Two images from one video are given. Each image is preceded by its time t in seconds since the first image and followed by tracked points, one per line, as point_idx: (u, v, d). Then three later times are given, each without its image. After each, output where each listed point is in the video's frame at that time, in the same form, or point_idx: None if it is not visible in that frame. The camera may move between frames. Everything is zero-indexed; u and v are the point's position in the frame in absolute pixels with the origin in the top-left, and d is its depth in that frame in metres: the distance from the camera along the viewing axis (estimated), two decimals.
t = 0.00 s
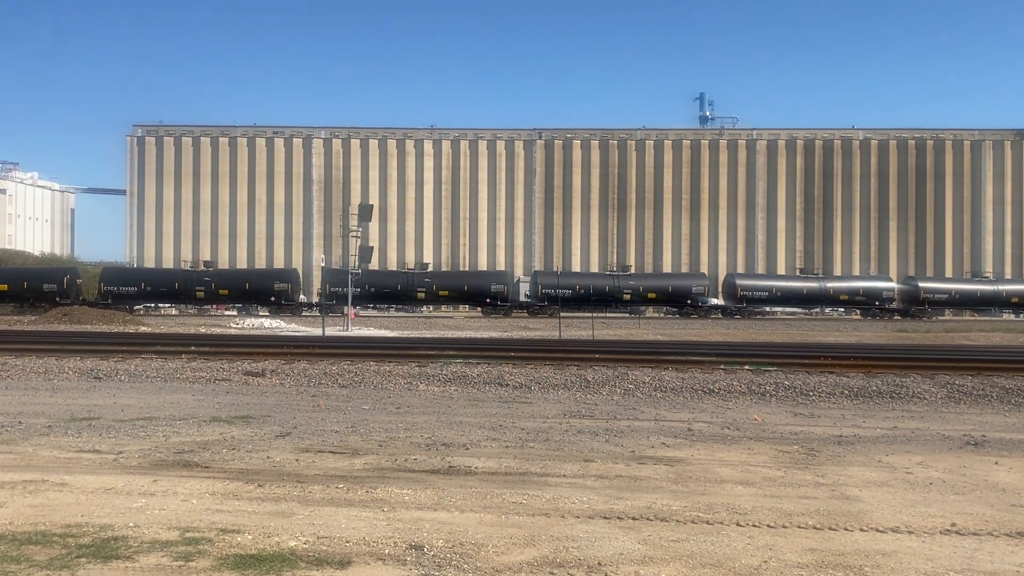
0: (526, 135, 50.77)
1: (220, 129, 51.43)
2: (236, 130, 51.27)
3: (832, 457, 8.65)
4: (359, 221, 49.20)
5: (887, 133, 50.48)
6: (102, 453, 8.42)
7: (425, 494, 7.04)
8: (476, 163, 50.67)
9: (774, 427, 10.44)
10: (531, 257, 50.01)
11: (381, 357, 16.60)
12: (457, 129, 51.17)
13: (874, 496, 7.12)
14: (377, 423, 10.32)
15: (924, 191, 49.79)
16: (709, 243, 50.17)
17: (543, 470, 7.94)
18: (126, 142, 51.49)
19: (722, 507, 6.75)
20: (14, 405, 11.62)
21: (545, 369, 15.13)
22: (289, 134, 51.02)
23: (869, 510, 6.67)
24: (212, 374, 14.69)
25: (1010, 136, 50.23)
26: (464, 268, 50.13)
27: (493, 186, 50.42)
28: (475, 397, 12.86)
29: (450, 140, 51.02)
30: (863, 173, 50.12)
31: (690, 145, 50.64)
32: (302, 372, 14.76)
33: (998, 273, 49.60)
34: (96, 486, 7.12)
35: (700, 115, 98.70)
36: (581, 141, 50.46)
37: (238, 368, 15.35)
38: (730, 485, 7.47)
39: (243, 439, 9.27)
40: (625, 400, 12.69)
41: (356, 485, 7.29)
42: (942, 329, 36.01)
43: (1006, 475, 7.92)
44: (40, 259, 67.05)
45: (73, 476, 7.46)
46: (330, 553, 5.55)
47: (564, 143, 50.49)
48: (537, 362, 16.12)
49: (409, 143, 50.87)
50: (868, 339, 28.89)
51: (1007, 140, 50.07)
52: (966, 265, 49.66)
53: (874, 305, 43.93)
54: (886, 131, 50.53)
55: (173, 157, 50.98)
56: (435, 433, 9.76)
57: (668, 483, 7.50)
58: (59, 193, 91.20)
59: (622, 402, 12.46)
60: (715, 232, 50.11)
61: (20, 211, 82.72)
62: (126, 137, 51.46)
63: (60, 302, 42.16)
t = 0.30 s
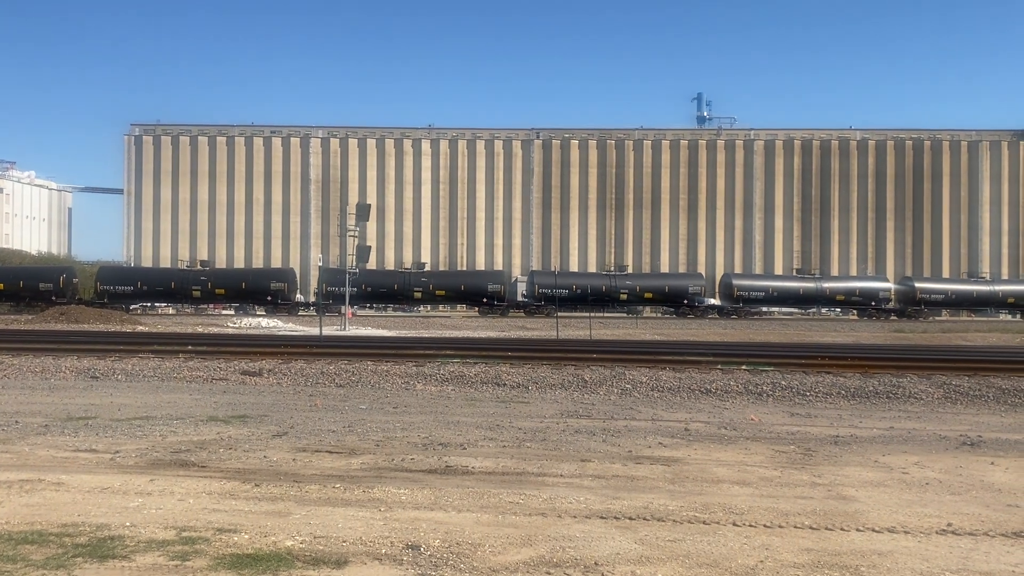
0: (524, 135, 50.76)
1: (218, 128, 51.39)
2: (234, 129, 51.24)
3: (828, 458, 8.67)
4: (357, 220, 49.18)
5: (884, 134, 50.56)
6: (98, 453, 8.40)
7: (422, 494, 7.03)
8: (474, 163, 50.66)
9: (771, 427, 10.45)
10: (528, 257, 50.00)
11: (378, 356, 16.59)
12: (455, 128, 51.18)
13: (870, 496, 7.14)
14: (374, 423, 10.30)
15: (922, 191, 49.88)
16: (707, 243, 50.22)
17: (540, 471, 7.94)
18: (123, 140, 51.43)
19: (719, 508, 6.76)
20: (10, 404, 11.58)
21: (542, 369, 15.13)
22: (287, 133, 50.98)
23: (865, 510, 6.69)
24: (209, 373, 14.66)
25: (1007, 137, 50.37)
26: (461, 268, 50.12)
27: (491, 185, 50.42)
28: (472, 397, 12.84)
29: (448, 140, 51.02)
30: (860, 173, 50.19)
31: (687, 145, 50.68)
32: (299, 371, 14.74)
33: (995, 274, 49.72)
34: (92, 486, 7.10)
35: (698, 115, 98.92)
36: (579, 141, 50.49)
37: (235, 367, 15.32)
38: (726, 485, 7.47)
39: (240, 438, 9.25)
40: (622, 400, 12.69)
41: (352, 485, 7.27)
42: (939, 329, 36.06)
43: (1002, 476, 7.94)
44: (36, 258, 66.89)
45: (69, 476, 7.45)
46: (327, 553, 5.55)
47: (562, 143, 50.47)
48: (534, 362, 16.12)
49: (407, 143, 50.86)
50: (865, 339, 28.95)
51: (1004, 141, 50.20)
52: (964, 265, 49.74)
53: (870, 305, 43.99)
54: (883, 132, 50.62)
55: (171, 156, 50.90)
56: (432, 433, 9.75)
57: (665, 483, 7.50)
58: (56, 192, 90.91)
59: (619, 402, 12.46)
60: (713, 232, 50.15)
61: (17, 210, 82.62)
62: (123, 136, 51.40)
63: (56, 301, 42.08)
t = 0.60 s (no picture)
0: (521, 135, 50.79)
1: (215, 128, 51.35)
2: (231, 128, 51.22)
3: (825, 458, 8.68)
4: (354, 220, 49.16)
5: (880, 134, 50.68)
6: (94, 452, 8.38)
7: (418, 494, 7.03)
8: (471, 163, 50.65)
9: (768, 428, 10.47)
10: (525, 257, 50.02)
11: (375, 357, 16.59)
12: (452, 128, 51.18)
13: (866, 497, 7.15)
14: (370, 423, 10.31)
15: (918, 192, 49.99)
16: (704, 243, 50.28)
17: (537, 470, 7.94)
18: (120, 140, 51.37)
19: (716, 507, 6.77)
20: (6, 403, 11.57)
21: (539, 369, 15.15)
22: (284, 132, 50.95)
23: (861, 511, 6.70)
24: (205, 373, 14.65)
25: (1003, 138, 50.50)
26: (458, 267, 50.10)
27: (488, 185, 50.42)
28: (469, 397, 12.85)
29: (445, 140, 51.03)
30: (857, 174, 50.27)
31: (684, 145, 50.73)
32: (296, 371, 14.72)
33: (991, 274, 49.83)
34: (89, 486, 7.08)
35: (696, 116, 99.07)
36: (576, 141, 50.52)
37: (232, 367, 15.30)
38: (723, 485, 7.48)
39: (236, 438, 9.23)
40: (619, 400, 12.70)
41: (349, 485, 7.27)
42: (935, 330, 36.11)
43: (998, 476, 7.96)
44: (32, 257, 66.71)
45: (65, 476, 7.43)
46: (323, 553, 5.54)
47: (559, 143, 50.47)
48: (531, 362, 16.14)
49: (404, 143, 50.86)
50: (862, 339, 29.00)
51: (1001, 142, 50.35)
52: (960, 265, 49.84)
53: (866, 306, 44.10)
54: (880, 133, 50.73)
55: (168, 155, 50.81)
56: (429, 433, 9.75)
57: (662, 483, 7.51)
58: (53, 192, 90.61)
59: (616, 402, 12.46)
60: (709, 232, 50.21)
61: (14, 209, 82.42)
62: (120, 136, 51.35)
63: (51, 301, 41.99)
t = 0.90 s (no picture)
0: (518, 136, 50.84)
1: (212, 128, 51.28)
2: (227, 128, 51.15)
3: (822, 459, 8.69)
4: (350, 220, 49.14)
5: (877, 136, 50.81)
6: (90, 452, 8.36)
7: (415, 494, 7.02)
8: (468, 164, 50.66)
9: (764, 428, 10.49)
10: (522, 258, 50.02)
11: (372, 357, 16.57)
12: (449, 129, 51.20)
13: (863, 497, 7.16)
14: (367, 423, 10.30)
15: (914, 193, 50.13)
16: (700, 244, 50.33)
17: (534, 471, 7.95)
18: (117, 140, 51.31)
19: (713, 508, 6.77)
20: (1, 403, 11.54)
21: (537, 370, 15.15)
22: (280, 133, 50.91)
23: (858, 512, 6.71)
24: (202, 373, 14.62)
25: (999, 140, 50.68)
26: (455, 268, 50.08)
27: (485, 186, 50.42)
28: (466, 397, 12.84)
29: (442, 141, 51.02)
30: (853, 175, 50.38)
31: (681, 146, 50.80)
32: (293, 372, 14.69)
33: (987, 275, 49.95)
34: (85, 485, 7.07)
35: (692, 117, 99.22)
36: (573, 142, 50.58)
37: (228, 367, 15.26)
38: (720, 486, 7.49)
39: (234, 438, 9.22)
40: (616, 401, 12.72)
41: (346, 485, 7.26)
42: (931, 331, 36.16)
43: (994, 477, 7.98)
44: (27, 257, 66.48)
45: (61, 475, 7.41)
46: (320, 553, 5.54)
47: (556, 144, 50.54)
48: (528, 363, 16.13)
49: (401, 143, 50.84)
50: (858, 341, 29.04)
51: (997, 144, 50.52)
52: (956, 267, 49.96)
53: (861, 307, 44.18)
54: (876, 135, 50.86)
55: (164, 155, 50.73)
56: (426, 433, 9.74)
57: (659, 483, 7.52)
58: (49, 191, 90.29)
59: (613, 403, 12.46)
60: (706, 233, 50.26)
61: (10, 209, 82.24)
62: (116, 136, 51.28)
63: (46, 301, 41.88)
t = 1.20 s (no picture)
0: (515, 138, 50.87)
1: (209, 129, 51.20)
2: (224, 129, 51.08)
3: (818, 461, 8.70)
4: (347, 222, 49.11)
5: (873, 138, 50.96)
6: (87, 454, 8.36)
7: (412, 496, 7.02)
8: (465, 165, 50.65)
9: (761, 430, 10.50)
10: (519, 260, 50.04)
11: (369, 359, 16.56)
12: (446, 131, 51.21)
13: (859, 500, 7.18)
14: (364, 425, 10.30)
15: (910, 196, 50.26)
16: (697, 246, 50.37)
17: (530, 473, 7.95)
18: (113, 141, 51.24)
19: (709, 510, 6.78)
20: None
21: (534, 372, 15.15)
22: (277, 134, 50.88)
23: (854, 514, 6.72)
24: (198, 375, 14.60)
25: (995, 143, 50.82)
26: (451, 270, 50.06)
27: (482, 188, 50.45)
28: (462, 399, 12.84)
29: (439, 142, 51.02)
30: (850, 178, 50.50)
31: (678, 148, 50.85)
32: (289, 373, 14.68)
33: (983, 278, 50.07)
34: (82, 487, 7.06)
35: (689, 120, 99.50)
36: (570, 144, 50.61)
37: (225, 369, 15.24)
38: (717, 488, 7.50)
39: (230, 440, 9.21)
40: (613, 403, 12.72)
41: (343, 487, 7.26)
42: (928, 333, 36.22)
43: (990, 479, 8.00)
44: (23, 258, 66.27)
45: (58, 477, 7.41)
46: (317, 555, 5.54)
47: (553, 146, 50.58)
48: (525, 365, 16.13)
49: (398, 144, 50.81)
50: (854, 343, 29.09)
51: (993, 147, 50.65)
52: (952, 269, 50.04)
53: (857, 310, 44.27)
54: (872, 137, 50.98)
55: (161, 156, 50.66)
56: (423, 435, 9.74)
57: (656, 486, 7.52)
58: (45, 192, 89.99)
59: (609, 405, 12.47)
60: (703, 236, 50.31)
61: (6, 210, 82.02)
62: (113, 136, 51.22)
63: (41, 302, 41.75)
